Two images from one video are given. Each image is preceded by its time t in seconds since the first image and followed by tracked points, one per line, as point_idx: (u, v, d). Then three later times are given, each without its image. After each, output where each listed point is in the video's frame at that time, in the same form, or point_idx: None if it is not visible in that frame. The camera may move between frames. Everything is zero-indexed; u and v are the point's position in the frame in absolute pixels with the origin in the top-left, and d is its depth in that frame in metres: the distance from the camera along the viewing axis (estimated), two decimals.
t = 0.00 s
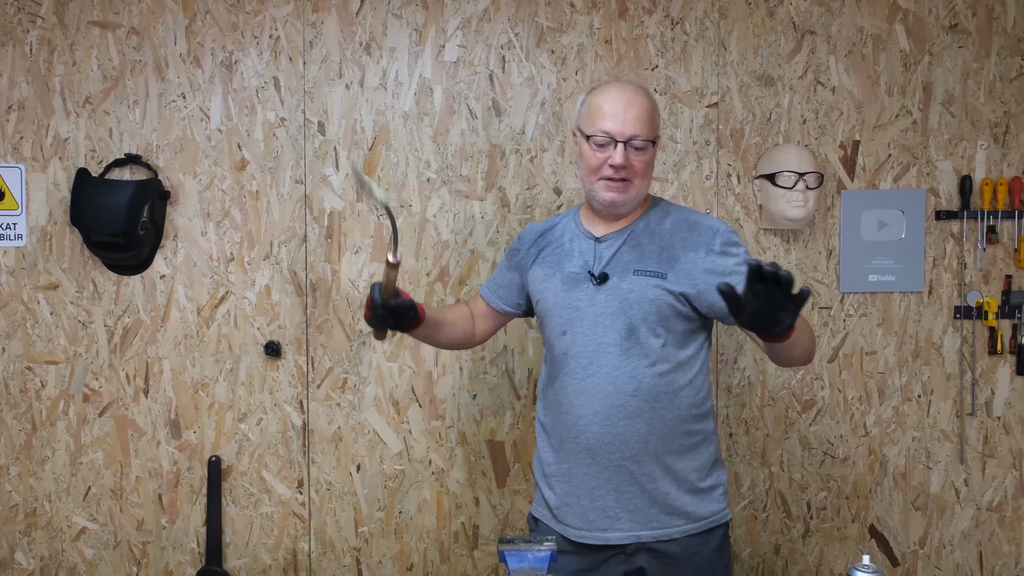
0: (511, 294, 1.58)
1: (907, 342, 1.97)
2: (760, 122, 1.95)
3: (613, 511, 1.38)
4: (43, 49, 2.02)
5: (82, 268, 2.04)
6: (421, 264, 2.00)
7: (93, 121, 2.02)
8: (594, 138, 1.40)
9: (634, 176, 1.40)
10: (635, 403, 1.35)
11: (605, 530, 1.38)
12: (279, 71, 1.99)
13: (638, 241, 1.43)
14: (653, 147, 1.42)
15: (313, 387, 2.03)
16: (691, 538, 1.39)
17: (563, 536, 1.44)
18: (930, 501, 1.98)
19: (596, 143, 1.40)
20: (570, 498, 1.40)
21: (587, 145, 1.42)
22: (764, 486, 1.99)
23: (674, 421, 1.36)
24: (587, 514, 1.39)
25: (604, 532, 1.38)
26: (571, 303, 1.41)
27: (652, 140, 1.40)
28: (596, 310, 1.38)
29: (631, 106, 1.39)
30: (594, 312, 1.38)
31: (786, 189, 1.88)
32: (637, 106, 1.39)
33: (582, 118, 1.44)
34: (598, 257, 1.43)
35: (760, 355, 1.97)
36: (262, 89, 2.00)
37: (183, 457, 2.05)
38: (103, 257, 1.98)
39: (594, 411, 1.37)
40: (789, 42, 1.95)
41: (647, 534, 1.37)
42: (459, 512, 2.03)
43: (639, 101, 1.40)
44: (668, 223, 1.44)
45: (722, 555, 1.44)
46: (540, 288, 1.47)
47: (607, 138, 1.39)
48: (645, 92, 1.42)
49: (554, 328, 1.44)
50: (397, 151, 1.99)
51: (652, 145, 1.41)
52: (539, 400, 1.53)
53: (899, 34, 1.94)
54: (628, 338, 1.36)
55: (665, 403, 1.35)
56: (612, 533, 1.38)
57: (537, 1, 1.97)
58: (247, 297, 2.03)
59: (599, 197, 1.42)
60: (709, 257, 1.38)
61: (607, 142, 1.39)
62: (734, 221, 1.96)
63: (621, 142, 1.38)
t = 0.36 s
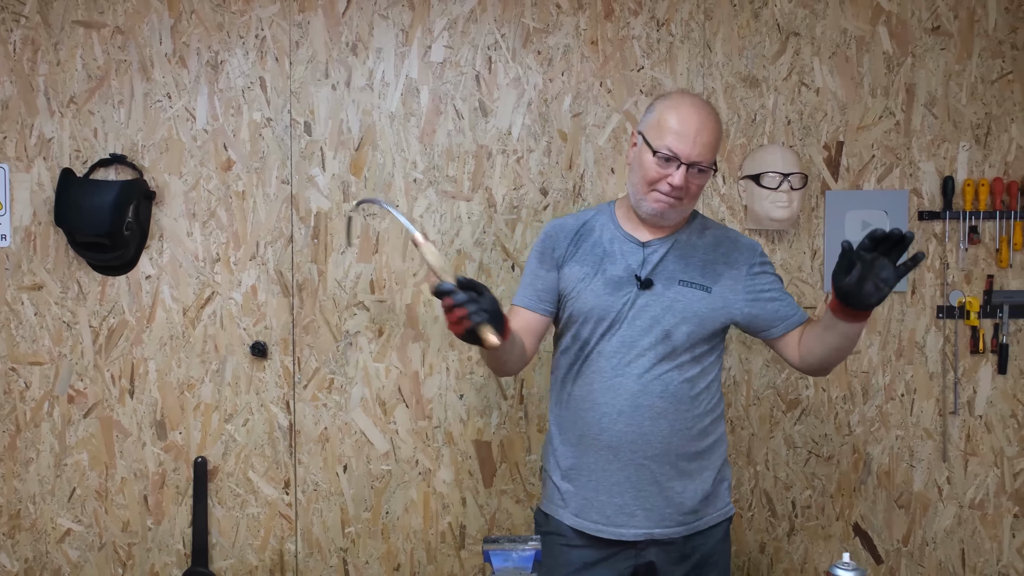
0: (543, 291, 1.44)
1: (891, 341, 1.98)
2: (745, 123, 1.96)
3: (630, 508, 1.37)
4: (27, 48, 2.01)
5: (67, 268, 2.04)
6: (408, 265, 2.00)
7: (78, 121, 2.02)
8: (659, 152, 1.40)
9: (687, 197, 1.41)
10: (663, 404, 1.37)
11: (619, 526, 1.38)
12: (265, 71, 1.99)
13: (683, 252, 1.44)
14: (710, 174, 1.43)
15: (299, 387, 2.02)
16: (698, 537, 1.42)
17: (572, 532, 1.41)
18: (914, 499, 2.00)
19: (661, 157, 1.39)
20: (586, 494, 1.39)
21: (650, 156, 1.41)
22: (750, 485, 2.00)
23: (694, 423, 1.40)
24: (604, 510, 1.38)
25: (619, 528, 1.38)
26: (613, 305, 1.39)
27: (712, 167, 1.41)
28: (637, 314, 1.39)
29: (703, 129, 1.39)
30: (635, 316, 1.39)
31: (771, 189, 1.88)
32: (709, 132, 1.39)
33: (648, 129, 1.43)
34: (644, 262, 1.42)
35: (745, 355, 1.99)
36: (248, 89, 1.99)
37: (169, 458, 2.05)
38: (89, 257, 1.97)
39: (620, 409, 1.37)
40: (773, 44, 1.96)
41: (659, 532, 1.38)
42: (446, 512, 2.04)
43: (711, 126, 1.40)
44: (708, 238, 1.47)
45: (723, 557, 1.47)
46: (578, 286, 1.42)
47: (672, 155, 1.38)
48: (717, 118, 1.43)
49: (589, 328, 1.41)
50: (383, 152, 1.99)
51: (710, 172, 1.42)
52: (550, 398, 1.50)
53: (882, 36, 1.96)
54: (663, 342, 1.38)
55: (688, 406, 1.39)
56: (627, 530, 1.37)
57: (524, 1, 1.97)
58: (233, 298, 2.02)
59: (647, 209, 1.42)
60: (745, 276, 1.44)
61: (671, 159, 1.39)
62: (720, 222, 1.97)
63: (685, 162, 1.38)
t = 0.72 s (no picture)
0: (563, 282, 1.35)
1: (872, 340, 2.00)
2: (728, 124, 1.97)
3: (638, 503, 1.37)
4: (7, 47, 2.00)
5: (48, 269, 2.02)
6: (392, 265, 2.00)
7: (59, 120, 2.00)
8: (659, 153, 1.36)
9: (689, 196, 1.38)
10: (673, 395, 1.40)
11: (629, 520, 1.36)
12: (248, 70, 1.98)
13: (689, 248, 1.45)
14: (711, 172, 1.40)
15: (283, 388, 2.02)
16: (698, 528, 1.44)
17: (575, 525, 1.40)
18: (895, 497, 2.02)
19: (662, 158, 1.36)
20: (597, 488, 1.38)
21: (651, 157, 1.38)
22: (733, 483, 2.01)
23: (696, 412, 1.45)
24: (612, 504, 1.37)
25: (628, 521, 1.36)
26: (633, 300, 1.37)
27: (713, 166, 1.38)
28: (653, 308, 1.39)
29: (703, 128, 1.35)
30: (652, 310, 1.39)
31: (752, 190, 1.89)
32: (710, 131, 1.36)
33: (647, 129, 1.39)
34: (658, 260, 1.41)
35: (728, 355, 2.00)
36: (231, 89, 1.99)
37: (151, 460, 2.04)
38: (70, 257, 1.96)
39: (635, 403, 1.38)
40: (756, 45, 1.97)
41: (669, 524, 1.38)
42: (430, 512, 2.04)
43: (711, 124, 1.37)
44: (704, 233, 1.49)
45: (712, 550, 1.50)
46: (598, 281, 1.38)
47: (673, 156, 1.35)
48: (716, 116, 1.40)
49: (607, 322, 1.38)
50: (367, 152, 1.99)
51: (711, 170, 1.39)
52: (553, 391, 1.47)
53: (863, 38, 1.97)
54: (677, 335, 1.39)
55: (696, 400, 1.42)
56: (633, 525, 1.36)
57: (507, 2, 1.97)
58: (216, 298, 2.01)
59: (649, 211, 1.39)
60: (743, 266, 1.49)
61: (672, 159, 1.35)
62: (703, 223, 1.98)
63: (687, 162, 1.35)
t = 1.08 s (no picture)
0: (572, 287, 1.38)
1: (855, 339, 2.02)
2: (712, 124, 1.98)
3: (647, 481, 1.41)
4: None
5: (30, 268, 2.01)
6: (377, 265, 2.00)
7: (41, 119, 1.99)
8: (616, 158, 1.38)
9: (654, 193, 1.40)
10: (678, 371, 1.43)
11: (642, 494, 1.41)
12: (233, 70, 1.97)
13: (661, 232, 1.53)
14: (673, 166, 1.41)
15: (268, 388, 2.01)
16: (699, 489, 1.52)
17: (581, 512, 1.42)
18: (877, 495, 2.04)
19: (620, 163, 1.38)
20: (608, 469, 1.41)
21: (610, 163, 1.40)
22: (718, 482, 2.02)
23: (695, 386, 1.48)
24: (622, 487, 1.41)
25: (641, 496, 1.40)
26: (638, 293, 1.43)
27: (673, 160, 1.39)
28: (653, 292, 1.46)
29: (656, 127, 1.36)
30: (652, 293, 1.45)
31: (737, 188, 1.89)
32: (662, 128, 1.37)
33: (603, 134, 1.41)
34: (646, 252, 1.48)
35: (713, 354, 2.01)
36: (215, 88, 1.98)
37: (135, 461, 2.02)
38: (52, 257, 1.95)
39: (646, 380, 1.39)
40: (739, 46, 1.98)
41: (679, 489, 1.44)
42: (416, 512, 2.04)
43: (664, 120, 1.37)
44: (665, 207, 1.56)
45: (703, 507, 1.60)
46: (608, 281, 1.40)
47: (630, 159, 1.37)
48: (670, 110, 1.40)
49: (614, 315, 1.40)
50: (352, 152, 1.99)
51: (672, 165, 1.40)
52: (558, 380, 1.47)
53: (846, 40, 1.99)
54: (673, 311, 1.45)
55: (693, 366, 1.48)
56: (640, 502, 1.41)
57: (493, 2, 1.97)
58: (200, 298, 2.01)
59: (617, 213, 1.43)
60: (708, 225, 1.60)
61: (630, 163, 1.37)
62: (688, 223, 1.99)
63: (645, 164, 1.37)
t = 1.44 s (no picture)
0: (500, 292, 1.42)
1: (842, 338, 2.03)
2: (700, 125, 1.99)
3: (601, 472, 1.44)
4: None
5: (16, 268, 1.99)
6: (366, 265, 2.00)
7: (27, 117, 1.97)
8: (530, 170, 1.39)
9: (574, 198, 1.40)
10: (628, 364, 1.44)
11: (598, 485, 1.44)
12: (220, 68, 1.97)
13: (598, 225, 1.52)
14: (591, 169, 1.41)
15: (256, 388, 2.01)
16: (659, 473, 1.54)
17: (540, 507, 1.45)
18: (864, 493, 2.06)
19: (534, 174, 1.39)
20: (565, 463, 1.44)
21: (525, 176, 1.41)
22: (706, 481, 2.03)
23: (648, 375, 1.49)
24: (577, 480, 1.44)
25: (597, 488, 1.44)
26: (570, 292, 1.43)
27: (588, 165, 1.39)
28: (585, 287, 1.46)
29: (565, 137, 1.36)
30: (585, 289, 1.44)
31: (725, 190, 1.88)
32: (571, 134, 1.36)
33: (518, 147, 1.42)
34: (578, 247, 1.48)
35: (702, 353, 2.02)
36: (203, 87, 1.97)
37: (123, 462, 2.01)
38: (37, 257, 1.93)
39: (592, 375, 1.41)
40: (727, 47, 1.99)
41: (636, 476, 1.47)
42: (406, 512, 2.04)
43: (573, 126, 1.37)
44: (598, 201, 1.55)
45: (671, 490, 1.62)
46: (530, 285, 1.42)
47: (543, 170, 1.38)
48: (579, 114, 1.40)
49: (547, 316, 1.43)
50: (341, 151, 1.98)
51: (588, 169, 1.39)
52: (512, 380, 1.50)
53: (832, 41, 2.00)
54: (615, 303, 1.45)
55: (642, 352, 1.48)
56: (596, 495, 1.44)
57: (482, 2, 1.98)
58: (188, 298, 2.00)
59: (544, 221, 1.44)
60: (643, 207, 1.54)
61: (543, 174, 1.38)
62: (676, 223, 2.00)
63: (557, 173, 1.37)
